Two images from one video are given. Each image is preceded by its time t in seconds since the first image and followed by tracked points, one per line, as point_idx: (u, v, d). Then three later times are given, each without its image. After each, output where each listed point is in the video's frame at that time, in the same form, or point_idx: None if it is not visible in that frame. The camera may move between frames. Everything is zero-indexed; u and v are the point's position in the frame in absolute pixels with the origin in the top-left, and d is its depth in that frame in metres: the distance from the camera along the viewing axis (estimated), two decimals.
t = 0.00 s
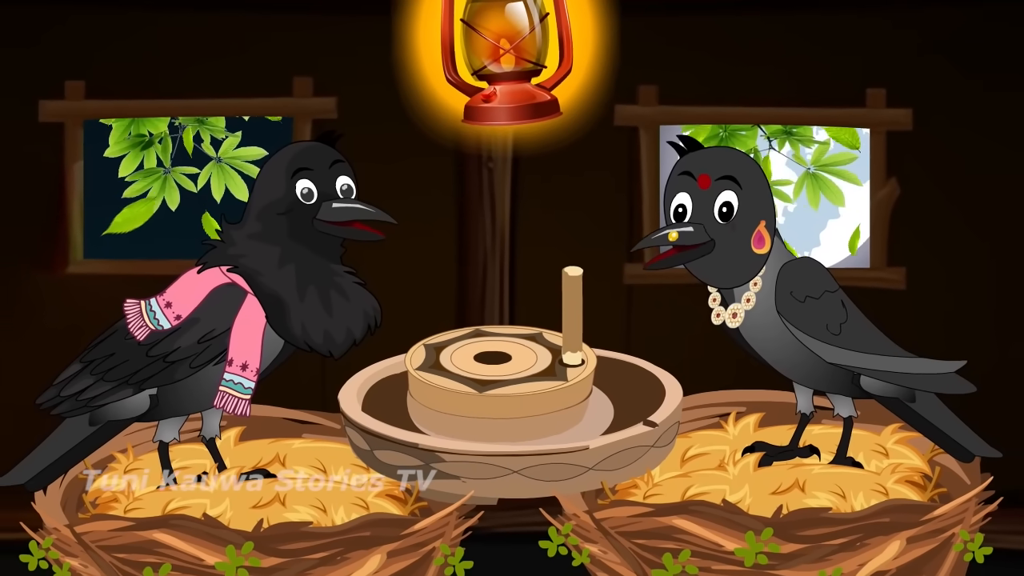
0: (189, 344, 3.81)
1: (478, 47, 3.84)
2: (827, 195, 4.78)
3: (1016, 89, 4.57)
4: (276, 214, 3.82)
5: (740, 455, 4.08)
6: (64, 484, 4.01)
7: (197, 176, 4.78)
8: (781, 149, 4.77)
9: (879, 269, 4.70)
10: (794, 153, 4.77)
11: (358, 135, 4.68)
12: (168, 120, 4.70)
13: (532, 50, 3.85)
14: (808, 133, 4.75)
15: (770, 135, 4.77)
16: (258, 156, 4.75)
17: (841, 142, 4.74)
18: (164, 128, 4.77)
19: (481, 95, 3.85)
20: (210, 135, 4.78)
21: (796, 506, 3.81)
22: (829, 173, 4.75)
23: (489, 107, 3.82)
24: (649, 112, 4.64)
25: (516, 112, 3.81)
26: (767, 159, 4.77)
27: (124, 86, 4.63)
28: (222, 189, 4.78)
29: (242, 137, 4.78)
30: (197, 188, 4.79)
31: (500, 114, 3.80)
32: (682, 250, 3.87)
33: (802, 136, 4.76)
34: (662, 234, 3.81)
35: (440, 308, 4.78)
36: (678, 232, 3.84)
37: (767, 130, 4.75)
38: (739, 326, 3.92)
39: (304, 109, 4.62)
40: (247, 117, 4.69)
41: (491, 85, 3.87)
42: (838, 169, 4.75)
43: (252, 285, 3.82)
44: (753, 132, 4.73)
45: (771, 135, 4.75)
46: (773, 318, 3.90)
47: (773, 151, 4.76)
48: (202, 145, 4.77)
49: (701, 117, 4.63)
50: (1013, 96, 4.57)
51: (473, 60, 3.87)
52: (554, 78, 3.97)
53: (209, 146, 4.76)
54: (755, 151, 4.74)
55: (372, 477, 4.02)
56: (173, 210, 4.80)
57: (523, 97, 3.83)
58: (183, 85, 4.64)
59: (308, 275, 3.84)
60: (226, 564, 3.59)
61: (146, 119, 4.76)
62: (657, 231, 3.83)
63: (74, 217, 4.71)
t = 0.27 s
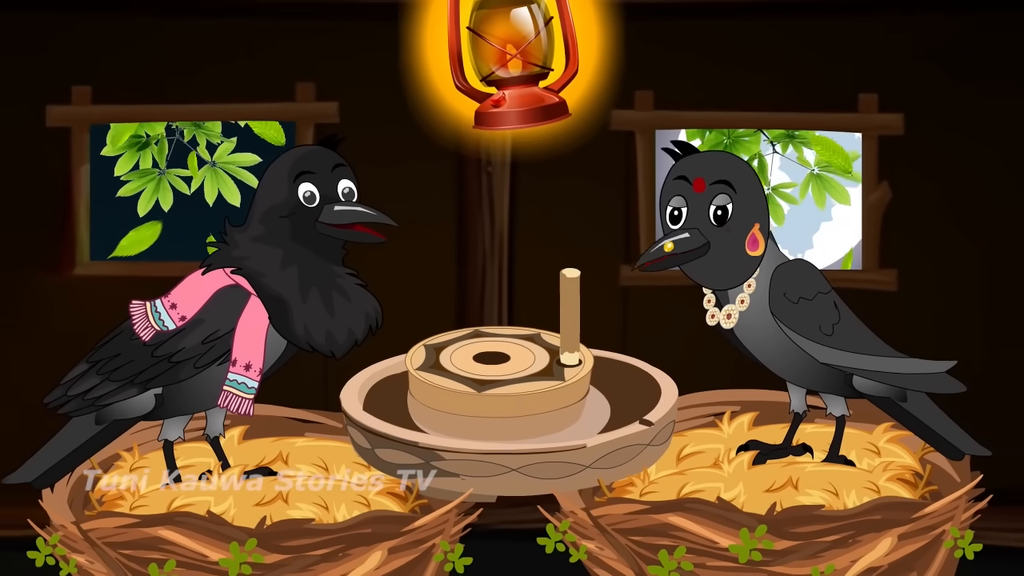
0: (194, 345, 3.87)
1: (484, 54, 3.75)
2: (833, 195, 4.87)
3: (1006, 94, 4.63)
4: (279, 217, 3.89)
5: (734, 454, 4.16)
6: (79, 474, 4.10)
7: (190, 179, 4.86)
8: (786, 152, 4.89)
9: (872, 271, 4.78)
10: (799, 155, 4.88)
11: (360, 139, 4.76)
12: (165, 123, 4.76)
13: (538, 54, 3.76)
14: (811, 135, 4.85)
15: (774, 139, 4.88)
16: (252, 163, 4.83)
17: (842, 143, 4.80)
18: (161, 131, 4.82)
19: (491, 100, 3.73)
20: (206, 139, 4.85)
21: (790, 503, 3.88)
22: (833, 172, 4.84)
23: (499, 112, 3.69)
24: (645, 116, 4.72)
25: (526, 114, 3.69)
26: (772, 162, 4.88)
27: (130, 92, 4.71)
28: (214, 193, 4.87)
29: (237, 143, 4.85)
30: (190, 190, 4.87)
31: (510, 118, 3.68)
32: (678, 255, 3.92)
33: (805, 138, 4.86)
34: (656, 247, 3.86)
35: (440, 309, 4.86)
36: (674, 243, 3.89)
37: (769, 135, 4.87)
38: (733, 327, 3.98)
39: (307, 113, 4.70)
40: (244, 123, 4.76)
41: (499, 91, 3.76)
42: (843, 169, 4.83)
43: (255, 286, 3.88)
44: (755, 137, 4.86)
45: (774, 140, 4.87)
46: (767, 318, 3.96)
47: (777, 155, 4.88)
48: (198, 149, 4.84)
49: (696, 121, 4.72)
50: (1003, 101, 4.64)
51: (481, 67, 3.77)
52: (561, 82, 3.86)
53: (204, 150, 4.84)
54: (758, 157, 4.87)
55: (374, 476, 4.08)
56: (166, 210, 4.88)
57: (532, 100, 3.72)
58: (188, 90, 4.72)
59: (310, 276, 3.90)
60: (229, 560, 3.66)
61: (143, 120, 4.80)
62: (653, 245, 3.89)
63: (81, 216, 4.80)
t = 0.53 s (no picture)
0: (198, 345, 3.92)
1: (492, 59, 3.77)
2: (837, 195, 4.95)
3: (996, 98, 4.71)
4: (282, 219, 3.93)
5: (729, 452, 4.23)
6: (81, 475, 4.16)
7: (185, 181, 5.02)
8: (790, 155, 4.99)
9: (862, 273, 4.84)
10: (802, 157, 4.98)
11: (362, 143, 4.84)
12: (164, 126, 4.91)
13: (545, 57, 3.78)
14: (812, 137, 4.95)
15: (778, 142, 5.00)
16: (246, 168, 4.99)
17: (841, 145, 4.91)
18: (159, 132, 4.98)
19: (501, 104, 3.80)
20: (203, 143, 5.00)
21: (783, 501, 3.93)
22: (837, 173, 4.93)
23: (509, 116, 3.76)
24: (641, 121, 4.80)
25: (536, 118, 3.75)
26: (777, 164, 5.00)
27: (135, 97, 4.79)
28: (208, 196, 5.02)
29: (233, 148, 5.00)
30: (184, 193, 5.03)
31: (520, 121, 3.75)
32: (674, 257, 3.98)
33: (807, 140, 4.97)
34: (653, 245, 3.94)
35: (439, 310, 4.93)
36: (670, 243, 3.95)
37: (773, 138, 4.98)
38: (728, 327, 4.05)
39: (310, 118, 4.77)
40: (241, 128, 4.91)
41: (509, 94, 3.82)
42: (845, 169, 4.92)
43: (258, 288, 3.92)
44: (758, 140, 4.97)
45: (777, 143, 4.99)
46: (761, 319, 4.02)
47: (781, 157, 4.99)
48: (194, 152, 5.00)
49: (692, 126, 4.79)
50: (993, 105, 4.71)
51: (488, 72, 3.82)
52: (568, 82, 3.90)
53: (200, 154, 5.00)
54: (763, 160, 4.98)
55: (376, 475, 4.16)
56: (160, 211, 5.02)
57: (541, 103, 3.78)
58: (192, 96, 4.79)
59: (312, 277, 3.95)
60: (233, 558, 3.71)
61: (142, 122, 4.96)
62: (649, 245, 3.94)
63: (87, 220, 4.86)
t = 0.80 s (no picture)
0: (203, 346, 3.98)
1: (485, 65, 3.83)
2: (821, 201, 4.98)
3: (989, 103, 4.78)
4: (284, 222, 3.99)
5: (723, 451, 4.30)
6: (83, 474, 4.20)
7: (179, 183, 5.05)
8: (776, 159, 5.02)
9: (856, 275, 4.92)
10: (788, 162, 5.01)
11: (363, 147, 4.92)
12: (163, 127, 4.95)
13: (537, 64, 3.85)
14: (800, 143, 4.98)
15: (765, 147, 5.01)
16: (241, 172, 5.02)
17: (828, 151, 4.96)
18: (157, 134, 5.02)
19: (492, 109, 3.86)
20: (200, 146, 5.05)
21: (777, 499, 4.01)
22: (822, 179, 4.96)
23: (499, 121, 3.82)
24: (638, 125, 4.88)
25: (526, 123, 3.81)
26: (763, 169, 5.02)
27: (141, 101, 4.87)
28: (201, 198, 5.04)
29: (228, 152, 5.04)
30: (178, 195, 5.05)
31: (510, 125, 3.81)
32: (669, 258, 4.06)
33: (794, 146, 5.00)
34: (650, 241, 4.03)
35: (439, 311, 5.00)
36: (666, 241, 4.04)
37: (760, 143, 5.00)
38: (723, 328, 4.12)
39: (311, 122, 4.87)
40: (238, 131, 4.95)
41: (501, 99, 3.88)
42: (830, 175, 4.95)
43: (261, 289, 3.98)
44: (746, 145, 4.98)
45: (765, 147, 5.00)
46: (755, 321, 4.09)
47: (768, 161, 5.01)
48: (191, 155, 5.04)
49: (688, 130, 4.87)
50: (983, 110, 4.78)
51: (481, 78, 3.87)
52: (559, 90, 3.99)
53: (196, 156, 5.04)
54: (751, 164, 5.00)
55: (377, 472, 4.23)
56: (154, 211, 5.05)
57: (532, 109, 3.84)
58: (197, 101, 4.87)
59: (314, 279, 4.01)
60: (237, 554, 3.78)
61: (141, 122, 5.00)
62: (645, 242, 4.03)
63: (93, 223, 4.94)
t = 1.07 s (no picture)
0: (207, 346, 4.05)
1: (476, 70, 3.90)
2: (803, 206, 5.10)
3: (979, 108, 4.85)
4: (287, 225, 4.05)
5: (718, 449, 4.37)
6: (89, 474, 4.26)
7: (191, 187, 5.15)
8: (760, 164, 5.12)
9: (848, 277, 5.01)
10: (773, 167, 5.12)
11: (364, 151, 4.99)
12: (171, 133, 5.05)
13: (527, 71, 3.92)
14: (785, 149, 5.10)
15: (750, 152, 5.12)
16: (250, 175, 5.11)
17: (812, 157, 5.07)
18: (166, 139, 5.11)
19: (481, 114, 3.96)
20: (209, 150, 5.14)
21: (771, 496, 4.09)
22: (805, 186, 5.07)
23: (488, 125, 3.92)
24: (634, 130, 4.96)
25: (514, 128, 3.92)
26: (748, 173, 5.12)
27: (146, 106, 4.94)
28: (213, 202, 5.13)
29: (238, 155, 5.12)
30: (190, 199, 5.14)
31: (498, 130, 3.92)
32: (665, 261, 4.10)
33: (779, 152, 5.11)
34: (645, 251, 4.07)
35: (439, 313, 5.08)
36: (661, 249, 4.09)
37: (747, 147, 5.10)
38: (719, 329, 4.19)
39: (314, 127, 4.95)
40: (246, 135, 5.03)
41: (490, 104, 3.97)
42: (813, 182, 5.07)
43: (264, 291, 4.05)
44: (732, 149, 5.08)
45: (749, 152, 5.11)
46: (750, 321, 4.16)
47: (752, 166, 5.11)
48: (200, 159, 5.13)
49: (684, 134, 4.95)
50: (974, 114, 4.86)
51: (472, 82, 3.93)
52: (548, 98, 4.10)
53: (206, 161, 5.12)
54: (735, 167, 5.10)
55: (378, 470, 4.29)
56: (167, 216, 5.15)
57: (520, 115, 3.94)
58: (202, 105, 4.95)
59: (316, 280, 4.06)
60: (240, 551, 3.85)
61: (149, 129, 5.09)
62: (641, 253, 4.07)
63: (99, 226, 5.02)
